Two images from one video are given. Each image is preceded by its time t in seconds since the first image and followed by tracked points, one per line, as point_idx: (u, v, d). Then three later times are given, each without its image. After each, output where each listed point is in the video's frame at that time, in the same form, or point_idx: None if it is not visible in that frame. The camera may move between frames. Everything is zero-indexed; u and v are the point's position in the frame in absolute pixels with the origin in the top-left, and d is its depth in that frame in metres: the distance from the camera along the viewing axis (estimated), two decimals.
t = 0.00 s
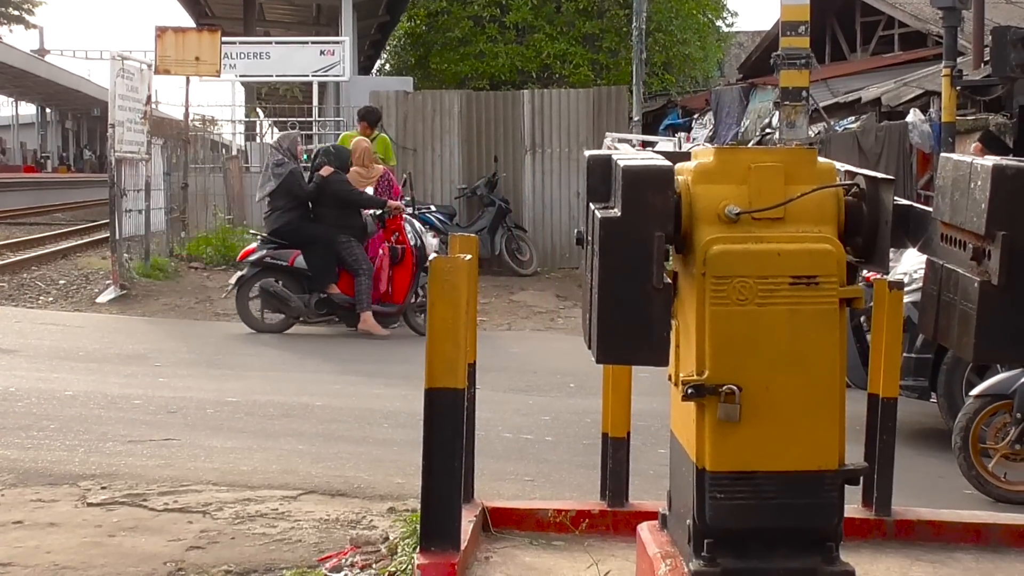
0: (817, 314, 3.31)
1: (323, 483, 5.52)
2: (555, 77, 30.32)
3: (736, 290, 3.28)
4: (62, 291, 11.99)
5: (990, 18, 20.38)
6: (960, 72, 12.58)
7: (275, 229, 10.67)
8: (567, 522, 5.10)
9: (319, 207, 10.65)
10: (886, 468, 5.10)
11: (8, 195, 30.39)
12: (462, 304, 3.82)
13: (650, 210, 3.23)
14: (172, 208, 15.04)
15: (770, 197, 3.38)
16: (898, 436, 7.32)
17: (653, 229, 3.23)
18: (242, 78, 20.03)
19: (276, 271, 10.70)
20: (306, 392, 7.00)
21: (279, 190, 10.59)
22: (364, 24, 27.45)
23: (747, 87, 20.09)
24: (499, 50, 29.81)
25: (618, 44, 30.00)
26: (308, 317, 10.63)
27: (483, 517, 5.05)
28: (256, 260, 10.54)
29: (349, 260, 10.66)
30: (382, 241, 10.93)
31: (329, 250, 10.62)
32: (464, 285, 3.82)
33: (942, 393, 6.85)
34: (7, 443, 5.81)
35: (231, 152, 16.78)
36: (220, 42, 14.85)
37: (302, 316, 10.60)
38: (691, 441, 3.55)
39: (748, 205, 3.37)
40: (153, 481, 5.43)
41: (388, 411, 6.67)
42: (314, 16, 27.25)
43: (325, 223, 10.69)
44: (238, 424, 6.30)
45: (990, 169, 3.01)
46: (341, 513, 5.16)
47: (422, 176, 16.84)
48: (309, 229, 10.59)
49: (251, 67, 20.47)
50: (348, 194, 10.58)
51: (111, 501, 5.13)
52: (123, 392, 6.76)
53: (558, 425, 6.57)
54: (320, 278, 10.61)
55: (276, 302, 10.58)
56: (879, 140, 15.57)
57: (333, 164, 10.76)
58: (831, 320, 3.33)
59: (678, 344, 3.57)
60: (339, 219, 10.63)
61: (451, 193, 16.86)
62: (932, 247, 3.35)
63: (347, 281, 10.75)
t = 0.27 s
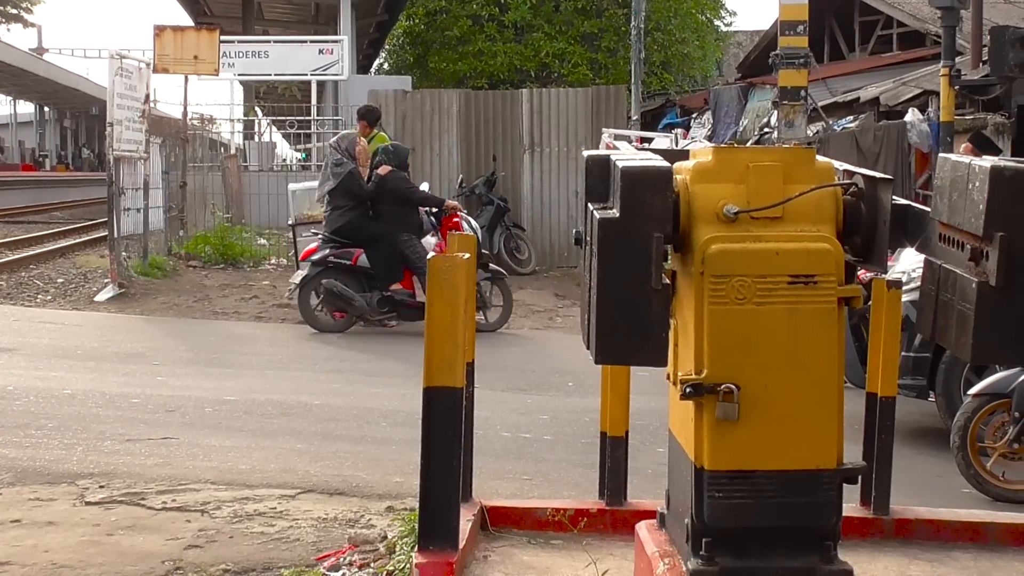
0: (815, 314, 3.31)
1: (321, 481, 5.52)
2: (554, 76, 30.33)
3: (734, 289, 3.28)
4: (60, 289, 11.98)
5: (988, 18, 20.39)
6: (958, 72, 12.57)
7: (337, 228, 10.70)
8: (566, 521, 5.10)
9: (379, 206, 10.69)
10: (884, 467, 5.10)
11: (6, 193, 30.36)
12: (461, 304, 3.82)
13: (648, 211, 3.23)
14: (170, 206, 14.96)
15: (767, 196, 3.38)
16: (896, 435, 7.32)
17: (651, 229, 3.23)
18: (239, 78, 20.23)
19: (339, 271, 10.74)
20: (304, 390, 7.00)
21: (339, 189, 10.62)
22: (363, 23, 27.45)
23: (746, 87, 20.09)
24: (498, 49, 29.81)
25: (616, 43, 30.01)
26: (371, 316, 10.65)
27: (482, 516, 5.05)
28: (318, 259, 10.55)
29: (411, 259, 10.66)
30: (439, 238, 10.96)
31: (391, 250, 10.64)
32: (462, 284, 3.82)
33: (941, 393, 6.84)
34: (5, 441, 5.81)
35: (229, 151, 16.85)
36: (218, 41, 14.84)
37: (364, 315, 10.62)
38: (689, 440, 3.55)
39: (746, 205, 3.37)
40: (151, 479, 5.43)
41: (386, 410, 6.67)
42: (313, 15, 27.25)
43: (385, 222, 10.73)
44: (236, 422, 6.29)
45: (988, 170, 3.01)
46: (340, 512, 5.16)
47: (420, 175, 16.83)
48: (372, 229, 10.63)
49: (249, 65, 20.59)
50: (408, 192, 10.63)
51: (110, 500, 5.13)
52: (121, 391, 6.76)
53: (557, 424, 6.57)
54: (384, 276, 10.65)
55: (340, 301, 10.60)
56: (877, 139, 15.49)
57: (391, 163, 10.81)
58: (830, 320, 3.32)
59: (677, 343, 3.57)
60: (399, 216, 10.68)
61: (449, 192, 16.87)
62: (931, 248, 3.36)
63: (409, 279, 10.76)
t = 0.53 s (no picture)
0: (813, 313, 3.31)
1: (320, 481, 5.52)
2: (552, 76, 30.32)
3: (732, 289, 3.28)
4: (58, 290, 11.98)
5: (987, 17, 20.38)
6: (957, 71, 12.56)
7: (391, 231, 10.64)
8: (564, 521, 5.10)
9: (430, 209, 10.70)
10: (883, 467, 5.10)
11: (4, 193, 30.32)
12: (459, 304, 3.81)
13: (646, 208, 3.23)
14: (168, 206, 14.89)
15: (765, 196, 3.38)
16: (894, 435, 7.32)
17: (649, 227, 3.23)
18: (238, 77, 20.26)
19: (392, 273, 10.62)
20: (303, 391, 7.00)
21: (392, 193, 10.61)
22: (361, 22, 27.43)
23: (745, 87, 20.09)
24: (496, 48, 29.77)
25: (614, 42, 29.98)
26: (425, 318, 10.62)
27: (480, 516, 5.05)
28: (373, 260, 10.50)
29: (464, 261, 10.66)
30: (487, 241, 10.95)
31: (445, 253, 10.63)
32: (460, 284, 3.82)
33: (939, 392, 6.84)
34: (3, 441, 5.81)
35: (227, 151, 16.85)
36: (217, 41, 14.86)
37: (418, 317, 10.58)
38: (687, 440, 3.56)
39: (744, 205, 3.37)
40: (149, 479, 5.43)
41: (385, 410, 6.66)
42: (311, 15, 27.24)
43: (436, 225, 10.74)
44: (234, 423, 6.29)
45: (986, 168, 3.01)
46: (338, 512, 5.16)
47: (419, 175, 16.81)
48: (426, 233, 10.62)
49: (248, 66, 20.62)
50: (458, 195, 10.64)
51: (108, 500, 5.13)
52: (119, 391, 6.75)
53: (555, 424, 6.56)
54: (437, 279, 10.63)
55: (392, 303, 10.56)
56: (875, 139, 15.47)
57: (441, 167, 10.82)
58: (828, 320, 3.32)
59: (675, 343, 3.57)
60: (451, 220, 10.70)
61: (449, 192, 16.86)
62: (929, 248, 3.36)
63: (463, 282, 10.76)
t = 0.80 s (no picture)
0: (810, 312, 3.31)
1: (317, 481, 5.52)
2: (550, 76, 30.31)
3: (729, 289, 3.28)
4: (55, 288, 11.97)
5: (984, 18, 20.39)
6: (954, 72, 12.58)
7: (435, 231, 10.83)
8: (561, 521, 5.10)
9: (474, 210, 10.83)
10: (879, 466, 5.10)
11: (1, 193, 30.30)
12: (456, 303, 3.81)
13: (644, 203, 3.24)
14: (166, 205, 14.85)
15: (762, 195, 3.38)
16: (891, 434, 7.32)
17: (646, 224, 3.24)
18: (235, 76, 20.22)
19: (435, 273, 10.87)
20: (300, 390, 6.99)
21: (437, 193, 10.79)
22: (359, 22, 27.42)
23: (742, 86, 20.09)
24: (494, 48, 29.75)
25: (612, 42, 29.97)
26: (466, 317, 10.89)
27: (477, 516, 5.05)
28: (420, 259, 10.35)
29: (507, 262, 10.86)
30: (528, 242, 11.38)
31: (488, 253, 10.83)
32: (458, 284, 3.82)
33: (936, 391, 6.84)
34: None
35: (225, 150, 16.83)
36: (214, 40, 14.86)
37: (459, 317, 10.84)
38: (684, 439, 3.56)
39: (741, 204, 3.37)
40: (146, 479, 5.43)
41: (381, 409, 6.66)
42: (309, 14, 27.22)
43: (481, 225, 10.89)
44: (231, 422, 6.29)
45: (982, 162, 3.02)
46: (335, 511, 5.16)
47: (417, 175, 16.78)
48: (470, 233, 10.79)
49: (246, 65, 20.59)
50: (500, 197, 10.75)
51: (104, 499, 5.13)
52: (116, 390, 6.75)
53: (553, 423, 6.56)
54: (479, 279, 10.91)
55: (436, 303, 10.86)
56: (872, 139, 15.50)
57: (484, 167, 10.97)
58: (825, 319, 3.33)
59: (672, 341, 3.57)
60: (495, 221, 10.84)
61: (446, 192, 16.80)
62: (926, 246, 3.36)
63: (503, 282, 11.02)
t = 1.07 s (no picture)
0: (803, 312, 3.31)
1: (311, 481, 5.52)
2: (546, 76, 30.30)
3: (723, 289, 3.28)
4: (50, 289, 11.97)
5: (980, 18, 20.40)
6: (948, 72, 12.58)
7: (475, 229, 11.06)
8: (555, 521, 5.10)
9: (515, 208, 11.07)
10: (873, 466, 5.11)
11: None
12: (449, 303, 3.81)
13: (637, 198, 3.24)
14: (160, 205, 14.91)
15: (756, 195, 3.38)
16: (886, 435, 7.33)
17: (639, 222, 3.24)
18: (230, 76, 20.20)
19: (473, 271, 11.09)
20: (295, 390, 6.99)
21: (479, 189, 11.04)
22: (355, 22, 27.42)
23: (737, 87, 20.09)
24: (490, 48, 29.74)
25: (608, 43, 29.96)
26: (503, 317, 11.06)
27: (472, 516, 5.05)
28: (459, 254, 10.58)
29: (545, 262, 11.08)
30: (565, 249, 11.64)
31: (527, 253, 11.04)
32: (452, 285, 3.82)
33: (930, 392, 6.85)
34: None
35: (220, 150, 16.83)
36: (209, 40, 14.85)
37: (495, 315, 11.02)
38: (678, 439, 3.56)
39: (734, 204, 3.37)
40: (140, 480, 5.43)
41: (376, 409, 6.66)
42: (304, 14, 27.21)
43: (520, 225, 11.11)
44: (225, 423, 6.28)
45: (973, 157, 3.02)
46: (329, 512, 5.16)
47: (412, 176, 16.84)
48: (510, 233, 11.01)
49: (241, 65, 20.56)
50: (542, 198, 11.01)
51: (98, 500, 5.13)
52: (111, 391, 6.74)
53: (547, 424, 6.55)
54: (517, 278, 11.08)
55: (473, 301, 10.97)
56: (867, 139, 15.55)
57: (525, 168, 11.23)
58: (818, 318, 3.33)
59: (666, 341, 3.57)
60: (535, 221, 11.06)
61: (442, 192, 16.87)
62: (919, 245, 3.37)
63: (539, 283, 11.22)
